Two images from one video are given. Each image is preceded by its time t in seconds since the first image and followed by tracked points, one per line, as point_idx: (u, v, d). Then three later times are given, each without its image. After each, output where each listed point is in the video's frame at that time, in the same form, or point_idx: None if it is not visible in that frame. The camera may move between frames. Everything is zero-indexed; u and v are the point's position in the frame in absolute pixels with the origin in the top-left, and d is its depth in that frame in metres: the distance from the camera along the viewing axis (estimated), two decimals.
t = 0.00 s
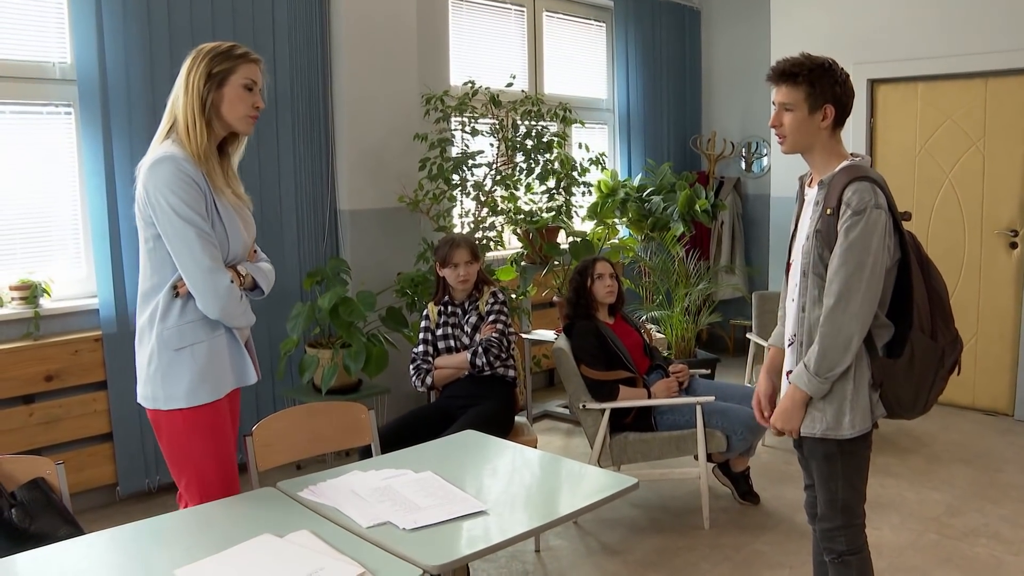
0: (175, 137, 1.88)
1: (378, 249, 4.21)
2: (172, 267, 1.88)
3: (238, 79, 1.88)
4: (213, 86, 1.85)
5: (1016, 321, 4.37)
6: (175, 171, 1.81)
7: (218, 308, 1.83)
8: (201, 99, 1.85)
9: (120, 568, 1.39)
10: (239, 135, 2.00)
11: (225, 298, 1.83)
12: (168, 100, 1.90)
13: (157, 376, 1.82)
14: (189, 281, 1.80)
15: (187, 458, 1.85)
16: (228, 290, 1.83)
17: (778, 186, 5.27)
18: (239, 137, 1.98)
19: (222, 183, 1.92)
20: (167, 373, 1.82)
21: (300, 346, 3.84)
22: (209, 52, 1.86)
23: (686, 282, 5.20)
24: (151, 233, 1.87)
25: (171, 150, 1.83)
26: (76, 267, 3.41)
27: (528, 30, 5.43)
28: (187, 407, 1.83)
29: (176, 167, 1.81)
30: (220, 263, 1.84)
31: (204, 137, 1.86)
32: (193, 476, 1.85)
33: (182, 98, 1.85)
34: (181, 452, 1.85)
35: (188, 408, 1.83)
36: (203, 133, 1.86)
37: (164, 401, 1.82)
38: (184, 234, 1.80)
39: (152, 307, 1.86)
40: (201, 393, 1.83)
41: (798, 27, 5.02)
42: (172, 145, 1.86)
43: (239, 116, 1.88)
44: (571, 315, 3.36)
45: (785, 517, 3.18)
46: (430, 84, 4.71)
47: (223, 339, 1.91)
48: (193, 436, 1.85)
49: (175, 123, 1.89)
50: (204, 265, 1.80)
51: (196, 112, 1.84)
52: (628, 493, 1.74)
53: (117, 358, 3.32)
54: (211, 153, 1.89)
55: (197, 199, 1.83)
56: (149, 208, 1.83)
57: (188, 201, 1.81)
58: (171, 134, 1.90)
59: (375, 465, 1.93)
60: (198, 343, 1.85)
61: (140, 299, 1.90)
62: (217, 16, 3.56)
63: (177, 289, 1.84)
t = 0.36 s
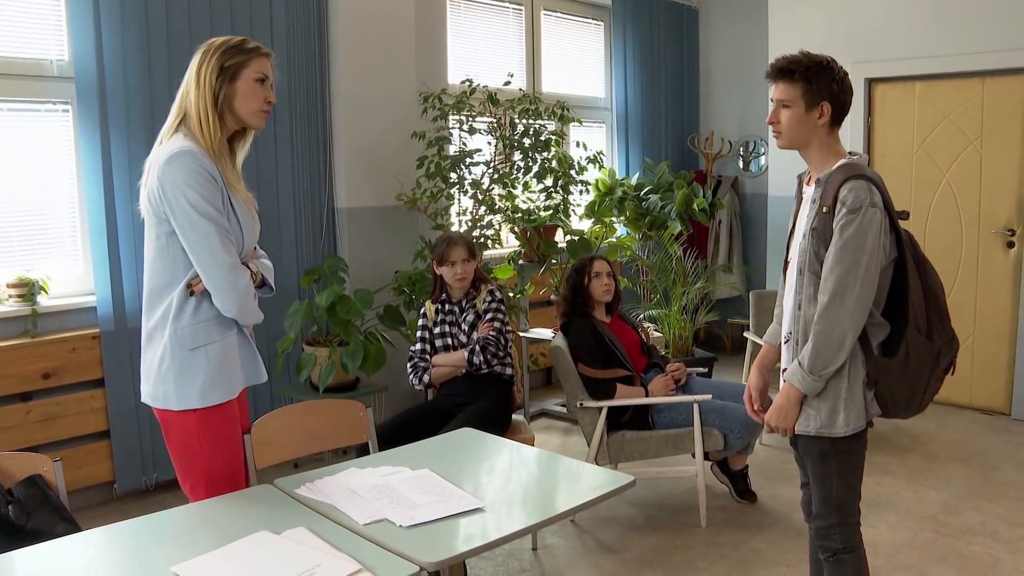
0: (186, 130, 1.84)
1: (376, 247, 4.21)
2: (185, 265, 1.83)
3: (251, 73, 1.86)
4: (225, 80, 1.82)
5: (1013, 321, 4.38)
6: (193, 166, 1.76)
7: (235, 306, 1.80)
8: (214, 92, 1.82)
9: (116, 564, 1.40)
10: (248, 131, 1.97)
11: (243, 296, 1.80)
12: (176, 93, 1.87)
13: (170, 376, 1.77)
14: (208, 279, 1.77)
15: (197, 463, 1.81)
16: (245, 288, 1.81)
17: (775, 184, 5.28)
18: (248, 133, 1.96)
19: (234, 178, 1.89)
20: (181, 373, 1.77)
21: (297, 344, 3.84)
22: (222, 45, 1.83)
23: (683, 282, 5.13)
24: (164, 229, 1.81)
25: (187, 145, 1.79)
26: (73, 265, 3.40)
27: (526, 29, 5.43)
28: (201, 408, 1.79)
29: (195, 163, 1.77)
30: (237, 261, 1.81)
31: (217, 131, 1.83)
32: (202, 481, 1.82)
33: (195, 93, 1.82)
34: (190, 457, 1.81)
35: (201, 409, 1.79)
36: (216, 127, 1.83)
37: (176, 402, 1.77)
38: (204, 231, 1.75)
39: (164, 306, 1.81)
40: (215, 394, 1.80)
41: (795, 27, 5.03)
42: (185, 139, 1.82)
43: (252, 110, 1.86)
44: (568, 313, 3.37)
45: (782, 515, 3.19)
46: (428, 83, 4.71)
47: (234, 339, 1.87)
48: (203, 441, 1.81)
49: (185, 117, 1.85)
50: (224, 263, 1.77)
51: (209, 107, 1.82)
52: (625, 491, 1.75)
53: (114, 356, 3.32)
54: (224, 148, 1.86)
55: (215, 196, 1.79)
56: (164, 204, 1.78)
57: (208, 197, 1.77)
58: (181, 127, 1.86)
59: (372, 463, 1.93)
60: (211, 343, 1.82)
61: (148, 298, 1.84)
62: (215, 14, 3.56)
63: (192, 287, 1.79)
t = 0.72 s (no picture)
0: (187, 134, 1.84)
1: (371, 246, 4.21)
2: (188, 268, 1.82)
3: (251, 77, 1.85)
4: (226, 84, 1.82)
5: (1007, 321, 4.40)
6: (196, 171, 1.76)
7: (238, 309, 1.79)
8: (215, 96, 1.82)
9: (112, 566, 1.39)
10: (249, 135, 1.97)
11: (246, 300, 1.80)
12: (177, 97, 1.87)
13: (172, 377, 1.77)
14: (212, 283, 1.76)
15: (185, 465, 1.80)
16: (248, 291, 1.80)
17: (771, 185, 5.29)
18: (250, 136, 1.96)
19: (236, 182, 1.88)
20: (183, 375, 1.77)
21: (292, 345, 3.83)
22: (223, 49, 1.84)
23: (677, 282, 5.10)
24: (167, 233, 1.80)
25: (189, 149, 1.78)
26: (68, 265, 3.39)
27: (522, 29, 5.43)
28: (201, 409, 1.78)
29: (197, 167, 1.76)
30: (240, 264, 1.81)
31: (218, 135, 1.83)
32: (190, 483, 1.80)
33: (196, 96, 1.81)
34: (178, 460, 1.79)
35: (202, 410, 1.79)
36: (218, 131, 1.83)
37: (179, 404, 1.77)
38: (207, 235, 1.75)
39: (167, 309, 1.80)
40: (217, 396, 1.79)
41: (791, 27, 5.04)
42: (187, 143, 1.81)
43: (252, 114, 1.86)
44: (565, 313, 3.37)
45: (778, 515, 3.20)
46: (424, 83, 4.71)
47: (236, 341, 1.87)
48: (196, 443, 1.80)
49: (186, 121, 1.85)
50: (227, 267, 1.76)
51: (210, 110, 1.81)
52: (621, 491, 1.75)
53: (109, 356, 3.31)
54: (225, 151, 1.86)
55: (218, 200, 1.78)
56: (167, 208, 1.77)
57: (210, 202, 1.76)
58: (182, 131, 1.85)
59: (370, 463, 1.94)
60: (214, 345, 1.81)
61: (151, 301, 1.84)
62: (211, 13, 3.55)
63: (196, 290, 1.79)
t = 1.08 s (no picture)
0: (181, 135, 1.83)
1: (364, 248, 4.21)
2: (182, 267, 1.81)
3: (244, 78, 1.85)
4: (219, 85, 1.82)
5: (996, 324, 4.44)
6: (188, 171, 1.75)
7: (231, 307, 1.78)
8: (208, 97, 1.81)
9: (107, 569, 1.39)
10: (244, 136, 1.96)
11: (239, 298, 1.79)
12: (171, 98, 1.86)
13: (166, 376, 1.77)
14: (204, 281, 1.75)
15: (178, 466, 1.79)
16: (241, 290, 1.80)
17: (762, 188, 5.31)
18: (245, 138, 1.95)
19: (230, 182, 1.88)
20: (177, 373, 1.77)
21: (284, 347, 3.83)
22: (215, 51, 1.83)
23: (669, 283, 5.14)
24: (160, 232, 1.80)
25: (182, 150, 1.78)
26: (59, 266, 3.37)
27: (514, 32, 5.44)
28: (195, 408, 1.78)
29: (189, 167, 1.75)
30: (233, 263, 1.80)
31: (212, 136, 1.82)
32: (183, 484, 1.79)
33: (189, 98, 1.81)
34: (171, 461, 1.78)
35: (197, 408, 1.78)
36: (211, 133, 1.83)
37: (173, 402, 1.77)
38: (199, 234, 1.74)
39: (161, 308, 1.80)
40: (212, 394, 1.79)
41: (783, 31, 5.07)
42: (180, 144, 1.81)
43: (246, 114, 1.86)
44: (559, 315, 3.38)
45: (769, 517, 3.22)
46: (417, 84, 4.71)
47: (231, 339, 1.86)
48: (186, 444, 1.79)
49: (180, 122, 1.85)
50: (219, 266, 1.75)
51: (203, 111, 1.81)
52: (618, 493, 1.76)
53: (101, 358, 3.29)
54: (219, 152, 1.86)
55: (210, 200, 1.78)
56: (160, 208, 1.77)
57: (203, 202, 1.76)
58: (175, 133, 1.85)
59: (364, 465, 1.93)
60: (208, 343, 1.81)
61: (146, 299, 1.83)
62: (204, 13, 3.54)
63: (189, 288, 1.78)
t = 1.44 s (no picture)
0: (179, 134, 1.82)
1: (356, 248, 4.20)
2: (180, 265, 1.81)
3: (243, 76, 1.85)
4: (219, 84, 1.81)
5: (983, 330, 4.48)
6: (187, 169, 1.74)
7: (230, 306, 1.78)
8: (208, 96, 1.81)
9: (103, 569, 1.38)
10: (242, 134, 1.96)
11: (238, 297, 1.78)
12: (167, 97, 1.85)
13: (163, 375, 1.76)
14: (202, 280, 1.75)
15: (175, 464, 1.78)
16: (240, 288, 1.79)
17: (753, 193, 5.34)
18: (243, 135, 1.95)
19: (228, 180, 1.87)
20: (175, 372, 1.76)
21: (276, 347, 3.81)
22: (211, 48, 1.82)
23: (660, 287, 5.18)
24: (159, 231, 1.79)
25: (180, 148, 1.77)
26: (49, 264, 3.35)
27: (507, 34, 5.45)
28: (193, 406, 1.77)
29: (188, 165, 1.75)
30: (232, 261, 1.80)
31: (211, 134, 1.82)
32: (180, 482, 1.78)
33: (188, 96, 1.80)
34: (168, 459, 1.78)
35: (195, 407, 1.77)
36: (210, 131, 1.82)
37: (171, 401, 1.76)
38: (198, 233, 1.74)
39: (160, 306, 1.79)
40: (210, 393, 1.78)
41: (774, 37, 5.11)
42: (179, 143, 1.80)
43: (245, 112, 1.85)
44: (552, 318, 3.39)
45: (759, 520, 3.23)
46: (410, 85, 4.71)
47: (229, 338, 1.86)
48: (184, 443, 1.78)
49: (177, 121, 1.84)
50: (218, 264, 1.75)
51: (202, 110, 1.80)
52: (613, 495, 1.77)
53: (91, 356, 3.27)
54: (217, 150, 1.85)
55: (209, 198, 1.77)
56: (158, 207, 1.76)
57: (202, 201, 1.75)
58: (173, 131, 1.84)
59: (357, 466, 1.92)
60: (206, 342, 1.80)
61: (144, 298, 1.82)
62: (199, 11, 3.52)
63: (188, 287, 1.77)
